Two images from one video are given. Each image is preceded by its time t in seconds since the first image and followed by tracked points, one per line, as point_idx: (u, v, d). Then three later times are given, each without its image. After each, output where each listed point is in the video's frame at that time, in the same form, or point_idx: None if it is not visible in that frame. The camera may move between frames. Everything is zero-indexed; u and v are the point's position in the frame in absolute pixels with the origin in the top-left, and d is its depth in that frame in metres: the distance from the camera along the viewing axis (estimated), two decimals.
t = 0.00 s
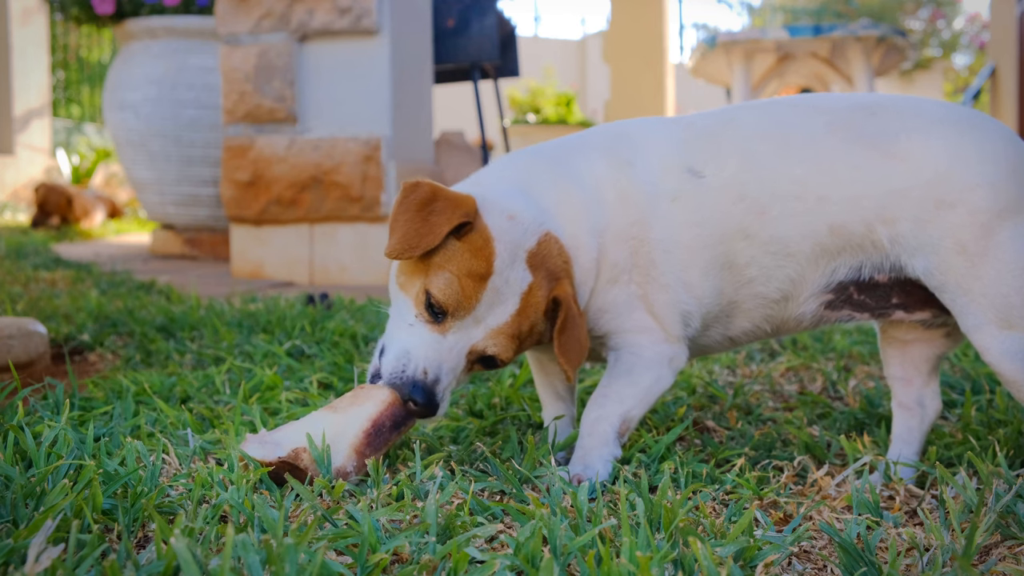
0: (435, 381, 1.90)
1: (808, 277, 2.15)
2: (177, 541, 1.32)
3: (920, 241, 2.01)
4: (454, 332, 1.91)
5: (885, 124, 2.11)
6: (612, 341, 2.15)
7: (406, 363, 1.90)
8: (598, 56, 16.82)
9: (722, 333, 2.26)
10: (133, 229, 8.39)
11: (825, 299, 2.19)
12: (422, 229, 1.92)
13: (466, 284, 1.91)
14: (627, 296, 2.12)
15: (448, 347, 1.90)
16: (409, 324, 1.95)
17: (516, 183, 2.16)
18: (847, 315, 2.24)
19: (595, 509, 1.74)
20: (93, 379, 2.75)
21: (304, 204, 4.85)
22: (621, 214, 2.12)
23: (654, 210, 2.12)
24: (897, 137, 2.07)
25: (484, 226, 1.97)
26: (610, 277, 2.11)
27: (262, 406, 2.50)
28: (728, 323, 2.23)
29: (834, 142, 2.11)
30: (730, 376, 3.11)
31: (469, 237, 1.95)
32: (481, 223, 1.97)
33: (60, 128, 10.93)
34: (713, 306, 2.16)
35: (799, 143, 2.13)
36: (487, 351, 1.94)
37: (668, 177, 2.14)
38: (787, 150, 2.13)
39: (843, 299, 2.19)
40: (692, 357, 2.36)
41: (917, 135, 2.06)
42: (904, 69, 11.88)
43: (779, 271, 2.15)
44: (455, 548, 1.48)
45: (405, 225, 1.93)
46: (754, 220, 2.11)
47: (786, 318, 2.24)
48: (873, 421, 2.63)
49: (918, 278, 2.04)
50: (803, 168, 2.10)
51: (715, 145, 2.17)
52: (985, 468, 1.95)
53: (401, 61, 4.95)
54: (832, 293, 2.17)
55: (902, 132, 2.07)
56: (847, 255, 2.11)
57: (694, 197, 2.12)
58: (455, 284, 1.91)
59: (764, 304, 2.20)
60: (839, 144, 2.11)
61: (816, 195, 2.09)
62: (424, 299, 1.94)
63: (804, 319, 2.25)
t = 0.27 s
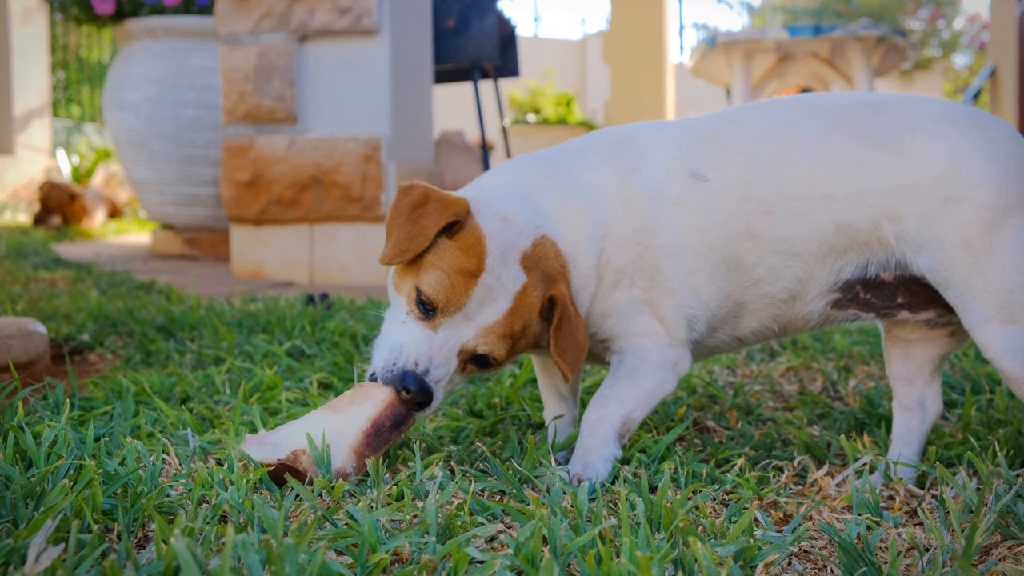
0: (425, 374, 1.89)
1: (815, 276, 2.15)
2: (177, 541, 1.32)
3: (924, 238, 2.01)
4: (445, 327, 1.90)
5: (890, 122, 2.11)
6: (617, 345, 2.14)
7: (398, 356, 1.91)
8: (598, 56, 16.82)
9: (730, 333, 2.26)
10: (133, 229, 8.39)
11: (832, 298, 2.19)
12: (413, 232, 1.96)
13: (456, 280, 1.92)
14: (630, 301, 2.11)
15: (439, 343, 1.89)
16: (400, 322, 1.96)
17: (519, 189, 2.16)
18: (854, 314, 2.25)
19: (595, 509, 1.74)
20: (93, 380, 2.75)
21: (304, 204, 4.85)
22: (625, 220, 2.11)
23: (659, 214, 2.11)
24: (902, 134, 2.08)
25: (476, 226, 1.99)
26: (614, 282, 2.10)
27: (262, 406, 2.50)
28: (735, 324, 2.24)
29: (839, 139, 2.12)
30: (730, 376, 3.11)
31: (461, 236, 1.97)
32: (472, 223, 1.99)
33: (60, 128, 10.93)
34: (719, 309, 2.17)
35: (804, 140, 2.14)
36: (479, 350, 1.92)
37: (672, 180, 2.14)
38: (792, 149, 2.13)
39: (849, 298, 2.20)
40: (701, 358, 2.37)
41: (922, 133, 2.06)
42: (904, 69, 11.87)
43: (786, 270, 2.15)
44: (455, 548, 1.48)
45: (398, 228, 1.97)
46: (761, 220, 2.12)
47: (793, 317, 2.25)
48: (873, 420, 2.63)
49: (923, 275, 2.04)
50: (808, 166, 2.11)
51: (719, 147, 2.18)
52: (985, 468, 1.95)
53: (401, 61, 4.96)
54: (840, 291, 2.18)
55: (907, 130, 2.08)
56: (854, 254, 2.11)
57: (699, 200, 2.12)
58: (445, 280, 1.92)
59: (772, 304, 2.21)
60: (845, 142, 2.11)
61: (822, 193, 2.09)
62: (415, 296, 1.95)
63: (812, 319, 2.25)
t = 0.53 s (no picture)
0: (436, 370, 1.87)
1: (824, 277, 2.16)
2: (177, 541, 1.32)
3: (933, 238, 2.01)
4: (458, 320, 1.91)
5: (898, 122, 2.11)
6: (627, 350, 2.14)
7: (404, 357, 1.90)
8: (598, 56, 16.82)
9: (742, 335, 2.27)
10: (133, 229, 8.40)
11: (841, 298, 2.20)
12: (419, 236, 1.98)
13: (466, 275, 1.93)
14: (640, 307, 2.11)
15: (451, 338, 1.89)
16: (410, 321, 1.97)
17: (527, 197, 2.16)
18: (862, 314, 2.25)
19: (595, 509, 1.74)
20: (93, 380, 2.75)
21: (304, 204, 4.84)
22: (634, 227, 2.11)
23: (668, 220, 2.12)
24: (910, 135, 2.08)
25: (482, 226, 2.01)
26: (623, 289, 2.10)
27: (262, 406, 2.50)
28: (746, 326, 2.25)
29: (848, 139, 2.12)
30: (730, 376, 3.11)
31: (467, 236, 1.99)
32: (476, 223, 2.01)
33: (59, 128, 10.92)
34: (729, 312, 2.17)
35: (812, 141, 2.14)
36: (493, 344, 1.93)
37: (680, 185, 2.14)
38: (800, 151, 2.14)
39: (858, 298, 2.20)
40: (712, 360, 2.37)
41: (930, 134, 2.07)
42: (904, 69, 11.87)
43: (796, 271, 2.16)
44: (455, 548, 1.48)
45: (405, 236, 2.00)
46: (770, 222, 2.12)
47: (803, 318, 2.26)
48: (873, 420, 2.63)
49: (931, 276, 2.05)
50: (816, 167, 2.11)
51: (726, 151, 2.18)
52: (985, 468, 1.95)
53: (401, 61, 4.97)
54: (849, 291, 2.19)
55: (915, 130, 2.08)
56: (862, 255, 2.12)
57: (708, 204, 2.12)
58: (455, 275, 1.93)
59: (782, 305, 2.22)
60: (853, 144, 2.11)
61: (832, 195, 2.09)
62: (426, 295, 1.95)
63: (821, 320, 2.26)
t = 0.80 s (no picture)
0: (439, 381, 1.87)
1: (822, 275, 2.17)
2: (176, 541, 1.32)
3: (932, 238, 2.00)
4: (461, 334, 1.89)
5: (899, 120, 2.11)
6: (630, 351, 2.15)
7: (408, 365, 1.89)
8: (598, 56, 16.82)
9: (741, 333, 2.28)
10: (133, 229, 8.40)
11: (839, 297, 2.20)
12: (430, 240, 1.91)
13: (474, 288, 1.90)
14: (643, 309, 2.12)
15: (454, 350, 1.88)
16: (414, 327, 1.93)
17: (530, 197, 2.16)
18: (860, 313, 2.25)
19: (595, 508, 1.74)
20: (93, 380, 2.75)
21: (304, 204, 4.84)
22: (636, 228, 2.12)
23: (669, 222, 2.12)
24: (911, 133, 2.08)
25: (492, 235, 1.96)
26: (626, 292, 2.11)
27: (262, 406, 2.50)
28: (745, 325, 2.26)
29: (849, 137, 2.12)
30: (730, 376, 3.11)
31: (477, 246, 1.94)
32: (488, 232, 1.96)
33: (60, 128, 10.93)
34: (729, 313, 2.18)
35: (813, 138, 2.14)
36: (494, 357, 1.92)
37: (680, 186, 2.15)
38: (800, 149, 2.14)
39: (856, 297, 2.21)
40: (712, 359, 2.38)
41: (931, 132, 2.06)
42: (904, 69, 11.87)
43: (794, 270, 2.17)
44: (455, 548, 1.48)
45: (414, 235, 1.93)
46: (768, 220, 2.13)
47: (802, 317, 2.26)
48: (873, 421, 2.63)
49: (930, 276, 2.04)
50: (816, 165, 2.12)
51: (727, 150, 2.18)
52: (985, 468, 1.95)
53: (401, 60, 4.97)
54: (846, 290, 2.19)
55: (916, 129, 2.08)
56: (860, 253, 2.12)
57: (708, 205, 2.13)
58: (462, 287, 1.90)
59: (781, 304, 2.22)
60: (854, 141, 2.11)
61: (831, 191, 2.10)
62: (431, 303, 1.92)
63: (819, 319, 2.27)
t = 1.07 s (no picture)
0: (441, 393, 1.90)
1: (815, 276, 2.17)
2: (177, 541, 1.32)
3: (924, 239, 2.01)
4: (459, 342, 1.91)
5: (897, 122, 2.12)
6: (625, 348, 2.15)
7: (411, 376, 1.91)
8: (598, 56, 16.82)
9: (733, 336, 2.27)
10: (133, 229, 8.40)
11: (831, 296, 2.21)
12: (424, 245, 1.94)
13: (470, 294, 1.91)
14: (639, 304, 2.12)
15: (453, 360, 1.90)
16: (416, 336, 1.97)
17: (529, 195, 2.16)
18: (851, 310, 2.26)
19: (595, 508, 1.74)
20: (93, 379, 2.75)
21: (304, 204, 4.84)
22: (634, 225, 2.13)
23: (666, 218, 2.13)
24: (910, 134, 2.08)
25: (488, 237, 1.98)
26: (623, 287, 2.11)
27: (262, 406, 2.50)
28: (738, 327, 2.25)
29: (847, 138, 2.12)
30: (730, 376, 3.11)
31: (473, 250, 1.96)
32: (484, 235, 1.97)
33: (60, 128, 10.92)
34: (723, 310, 2.18)
35: (812, 139, 2.14)
36: (494, 362, 1.94)
37: (677, 184, 2.15)
38: (798, 149, 2.14)
39: (847, 295, 2.22)
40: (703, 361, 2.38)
41: (927, 136, 2.06)
42: (904, 69, 11.87)
43: (789, 271, 2.17)
44: (455, 548, 1.48)
45: (409, 239, 1.96)
46: (764, 220, 2.13)
47: (794, 318, 2.27)
48: (873, 421, 2.64)
49: (920, 275, 2.06)
50: (813, 165, 2.12)
51: (726, 150, 2.18)
52: (985, 468, 1.95)
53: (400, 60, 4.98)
54: (838, 289, 2.20)
55: (915, 132, 2.08)
56: (855, 252, 2.12)
57: (704, 203, 2.13)
58: (458, 294, 1.92)
59: (774, 305, 2.23)
60: (851, 141, 2.11)
61: (827, 193, 2.10)
62: (431, 311, 1.95)
63: (811, 319, 2.27)
